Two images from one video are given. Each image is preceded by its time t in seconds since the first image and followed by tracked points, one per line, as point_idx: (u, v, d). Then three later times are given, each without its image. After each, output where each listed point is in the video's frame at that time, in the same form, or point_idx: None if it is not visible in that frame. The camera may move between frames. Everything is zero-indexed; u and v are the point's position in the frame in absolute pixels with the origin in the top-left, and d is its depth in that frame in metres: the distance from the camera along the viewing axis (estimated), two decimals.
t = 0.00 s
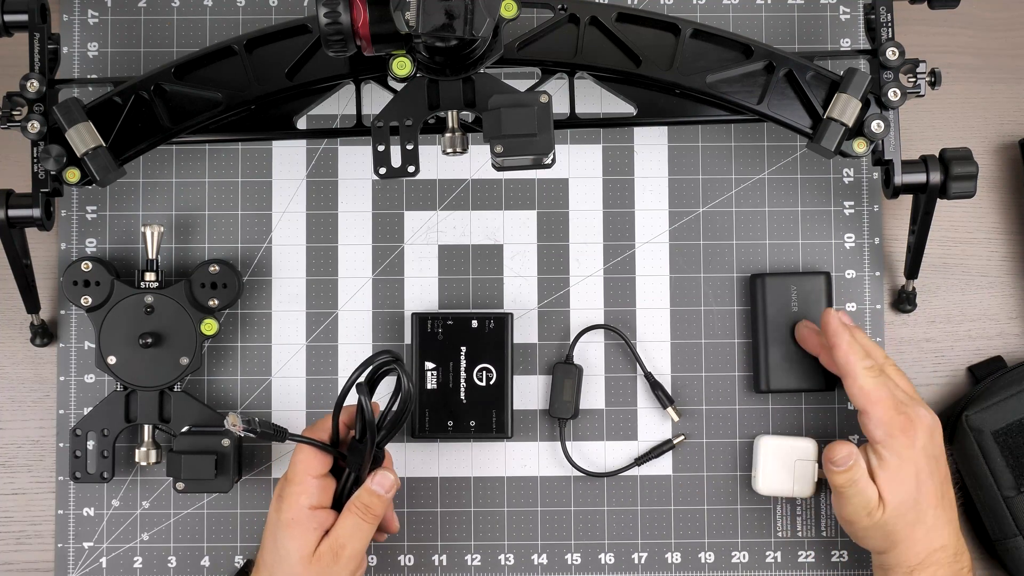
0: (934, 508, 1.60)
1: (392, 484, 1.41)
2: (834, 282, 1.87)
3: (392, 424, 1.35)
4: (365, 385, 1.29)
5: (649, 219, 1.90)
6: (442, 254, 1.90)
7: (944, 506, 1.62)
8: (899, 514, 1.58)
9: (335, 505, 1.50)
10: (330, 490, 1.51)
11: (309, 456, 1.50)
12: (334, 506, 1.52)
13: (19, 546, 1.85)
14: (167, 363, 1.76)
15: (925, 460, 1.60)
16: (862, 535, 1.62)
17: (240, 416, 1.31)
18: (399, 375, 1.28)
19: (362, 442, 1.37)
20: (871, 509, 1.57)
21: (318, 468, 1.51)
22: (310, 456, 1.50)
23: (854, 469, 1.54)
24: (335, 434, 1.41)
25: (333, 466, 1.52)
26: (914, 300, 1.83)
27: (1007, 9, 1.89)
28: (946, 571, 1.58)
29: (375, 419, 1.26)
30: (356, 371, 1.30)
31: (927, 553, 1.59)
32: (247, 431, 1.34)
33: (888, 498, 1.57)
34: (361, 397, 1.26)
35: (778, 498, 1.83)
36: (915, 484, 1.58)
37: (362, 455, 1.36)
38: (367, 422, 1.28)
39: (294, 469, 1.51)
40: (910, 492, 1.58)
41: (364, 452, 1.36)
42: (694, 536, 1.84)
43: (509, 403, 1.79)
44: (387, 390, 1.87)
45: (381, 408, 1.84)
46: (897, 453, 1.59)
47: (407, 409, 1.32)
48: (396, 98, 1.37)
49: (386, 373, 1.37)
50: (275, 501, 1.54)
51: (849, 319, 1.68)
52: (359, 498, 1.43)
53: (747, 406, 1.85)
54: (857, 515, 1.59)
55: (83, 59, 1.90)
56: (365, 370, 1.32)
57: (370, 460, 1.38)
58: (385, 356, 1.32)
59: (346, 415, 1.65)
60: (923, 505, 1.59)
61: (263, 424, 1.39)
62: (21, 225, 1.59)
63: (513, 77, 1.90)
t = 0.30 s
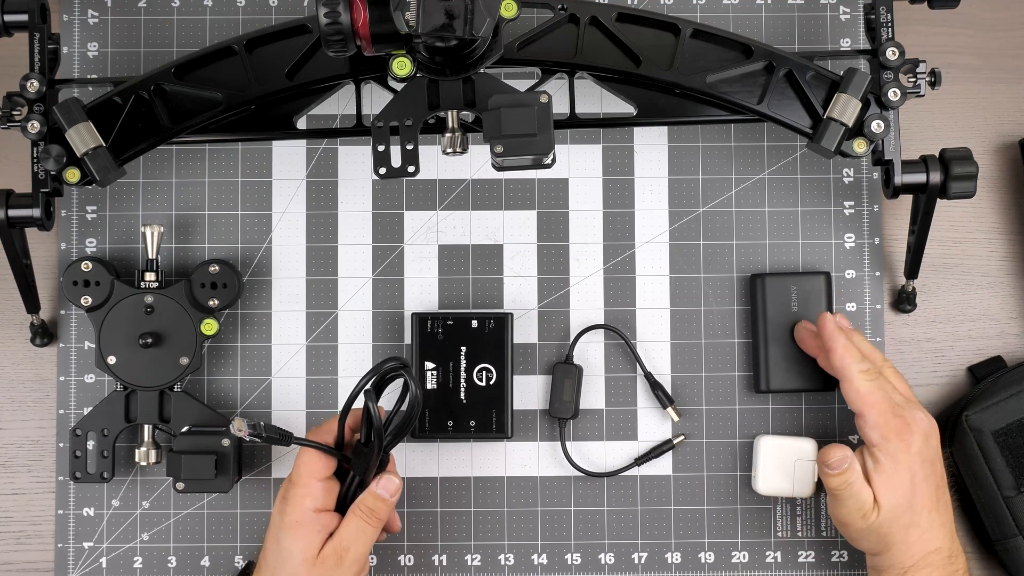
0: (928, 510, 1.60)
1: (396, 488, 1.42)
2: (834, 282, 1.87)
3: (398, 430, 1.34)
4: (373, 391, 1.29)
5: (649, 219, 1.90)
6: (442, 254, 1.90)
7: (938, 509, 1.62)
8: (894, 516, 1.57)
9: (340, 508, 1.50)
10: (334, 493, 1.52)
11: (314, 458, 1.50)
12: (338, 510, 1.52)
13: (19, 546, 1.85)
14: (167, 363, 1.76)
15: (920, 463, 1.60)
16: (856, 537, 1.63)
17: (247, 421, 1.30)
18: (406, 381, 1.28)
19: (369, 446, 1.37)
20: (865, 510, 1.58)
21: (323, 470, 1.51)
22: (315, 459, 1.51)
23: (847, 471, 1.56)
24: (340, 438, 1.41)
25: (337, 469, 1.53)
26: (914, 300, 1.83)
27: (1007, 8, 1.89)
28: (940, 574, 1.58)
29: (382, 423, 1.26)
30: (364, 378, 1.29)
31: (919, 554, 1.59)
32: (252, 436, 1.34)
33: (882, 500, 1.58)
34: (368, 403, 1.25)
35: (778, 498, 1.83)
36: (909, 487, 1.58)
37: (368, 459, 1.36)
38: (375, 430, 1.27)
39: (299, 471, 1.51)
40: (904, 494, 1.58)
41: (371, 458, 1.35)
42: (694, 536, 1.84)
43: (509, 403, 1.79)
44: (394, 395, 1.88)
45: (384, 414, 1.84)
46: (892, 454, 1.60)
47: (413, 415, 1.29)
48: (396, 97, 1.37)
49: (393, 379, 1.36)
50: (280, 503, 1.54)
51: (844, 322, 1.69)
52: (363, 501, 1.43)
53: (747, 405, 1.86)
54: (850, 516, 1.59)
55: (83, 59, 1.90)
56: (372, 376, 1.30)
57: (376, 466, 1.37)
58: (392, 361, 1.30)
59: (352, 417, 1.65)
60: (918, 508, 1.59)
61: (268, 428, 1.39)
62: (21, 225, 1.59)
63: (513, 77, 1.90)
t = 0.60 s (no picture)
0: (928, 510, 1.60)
1: (397, 489, 1.42)
2: (834, 282, 1.88)
3: (398, 430, 1.34)
4: (373, 392, 1.29)
5: (649, 219, 1.90)
6: (442, 254, 1.90)
7: (939, 510, 1.62)
8: (896, 518, 1.58)
9: (340, 509, 1.50)
10: (334, 493, 1.52)
11: (314, 459, 1.51)
12: (338, 510, 1.52)
13: (19, 546, 1.85)
14: (167, 363, 1.76)
15: (920, 464, 1.60)
16: (858, 539, 1.63)
17: (248, 421, 1.31)
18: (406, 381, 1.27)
19: (369, 446, 1.37)
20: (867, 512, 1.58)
21: (323, 470, 1.52)
22: (315, 459, 1.51)
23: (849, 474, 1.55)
24: (341, 439, 1.41)
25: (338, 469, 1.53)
26: (914, 300, 1.83)
27: (1007, 8, 1.89)
28: None
29: (382, 423, 1.26)
30: (364, 378, 1.28)
31: (921, 556, 1.59)
32: (253, 437, 1.34)
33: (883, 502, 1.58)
34: (369, 403, 1.25)
35: (778, 498, 1.83)
36: (910, 489, 1.58)
37: (369, 460, 1.36)
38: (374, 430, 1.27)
39: (299, 471, 1.51)
40: (905, 496, 1.58)
41: (371, 458, 1.35)
42: (694, 536, 1.84)
43: (509, 403, 1.79)
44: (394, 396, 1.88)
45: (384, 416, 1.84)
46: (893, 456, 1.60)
47: (413, 416, 1.29)
48: (396, 97, 1.37)
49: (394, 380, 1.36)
50: (280, 504, 1.54)
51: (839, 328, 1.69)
52: (364, 501, 1.43)
53: (747, 406, 1.86)
54: (852, 518, 1.59)
55: (83, 60, 1.90)
56: (373, 377, 1.30)
57: (376, 467, 1.38)
58: (392, 361, 1.30)
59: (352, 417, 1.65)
60: (919, 509, 1.59)
61: (268, 428, 1.39)
62: (21, 225, 1.59)
63: (513, 77, 1.90)
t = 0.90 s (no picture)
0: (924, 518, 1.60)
1: (397, 488, 1.42)
2: (834, 282, 1.88)
3: (398, 429, 1.34)
4: (373, 392, 1.28)
5: (649, 219, 1.90)
6: (442, 254, 1.90)
7: (937, 515, 1.62)
8: (891, 525, 1.58)
9: (340, 508, 1.50)
10: (334, 493, 1.52)
11: (314, 458, 1.51)
12: (339, 510, 1.52)
13: (19, 546, 1.85)
14: (167, 363, 1.76)
15: (915, 471, 1.60)
16: (855, 545, 1.63)
17: (248, 422, 1.31)
18: (406, 380, 1.27)
19: (368, 445, 1.37)
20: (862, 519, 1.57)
21: (323, 470, 1.52)
22: (315, 459, 1.51)
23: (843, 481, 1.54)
24: (341, 438, 1.41)
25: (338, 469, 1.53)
26: (914, 300, 1.83)
27: (1007, 8, 1.89)
28: None
29: (382, 422, 1.25)
30: (364, 378, 1.28)
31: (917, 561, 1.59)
32: (254, 437, 1.34)
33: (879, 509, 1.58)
34: (368, 403, 1.25)
35: (778, 498, 1.83)
36: (905, 497, 1.58)
37: (368, 459, 1.36)
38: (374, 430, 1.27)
39: (299, 471, 1.51)
40: (901, 504, 1.58)
41: (371, 457, 1.35)
42: (694, 536, 1.84)
43: (509, 403, 1.79)
44: (393, 395, 1.88)
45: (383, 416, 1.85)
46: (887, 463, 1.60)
47: (413, 415, 1.29)
48: (396, 98, 1.37)
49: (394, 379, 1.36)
50: (280, 504, 1.54)
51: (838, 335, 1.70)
52: (364, 501, 1.43)
53: (746, 405, 1.86)
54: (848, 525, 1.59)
55: (84, 60, 1.90)
56: (372, 376, 1.30)
57: (376, 466, 1.38)
58: (392, 361, 1.30)
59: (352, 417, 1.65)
60: (915, 515, 1.59)
61: (269, 428, 1.39)
62: (22, 225, 1.59)
63: (513, 77, 1.90)
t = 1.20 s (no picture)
0: None
1: (399, 490, 1.42)
2: (834, 282, 1.88)
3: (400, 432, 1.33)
4: (376, 398, 1.27)
5: (649, 219, 1.90)
6: (442, 254, 1.90)
7: None
8: None
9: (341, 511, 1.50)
10: (335, 496, 1.50)
11: (315, 463, 1.48)
12: (340, 512, 1.52)
13: (19, 546, 1.85)
14: (167, 363, 1.76)
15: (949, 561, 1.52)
16: None
17: (249, 432, 1.30)
18: (409, 385, 1.26)
19: (370, 449, 1.35)
20: None
21: (324, 475, 1.49)
22: (315, 463, 1.49)
23: None
24: (341, 442, 1.39)
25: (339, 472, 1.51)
26: (914, 300, 1.83)
27: (1007, 8, 1.89)
28: None
29: (385, 427, 1.24)
30: (367, 385, 1.26)
31: None
32: (256, 447, 1.32)
33: None
34: (371, 408, 1.24)
35: (778, 498, 1.83)
36: None
37: (370, 463, 1.34)
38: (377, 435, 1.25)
39: (299, 476, 1.49)
40: None
41: (373, 460, 1.34)
42: (694, 536, 1.84)
43: (509, 404, 1.79)
44: (396, 395, 1.88)
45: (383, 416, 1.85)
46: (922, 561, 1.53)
47: (415, 419, 1.28)
48: (396, 97, 1.37)
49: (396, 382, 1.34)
50: (282, 507, 1.53)
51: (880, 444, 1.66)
52: (367, 504, 1.43)
53: (747, 405, 1.85)
54: None
55: (84, 59, 1.90)
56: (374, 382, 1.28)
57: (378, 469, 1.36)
58: (394, 367, 1.28)
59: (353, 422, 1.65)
60: None
61: (270, 436, 1.37)
62: (22, 225, 1.59)
63: (513, 77, 1.90)
